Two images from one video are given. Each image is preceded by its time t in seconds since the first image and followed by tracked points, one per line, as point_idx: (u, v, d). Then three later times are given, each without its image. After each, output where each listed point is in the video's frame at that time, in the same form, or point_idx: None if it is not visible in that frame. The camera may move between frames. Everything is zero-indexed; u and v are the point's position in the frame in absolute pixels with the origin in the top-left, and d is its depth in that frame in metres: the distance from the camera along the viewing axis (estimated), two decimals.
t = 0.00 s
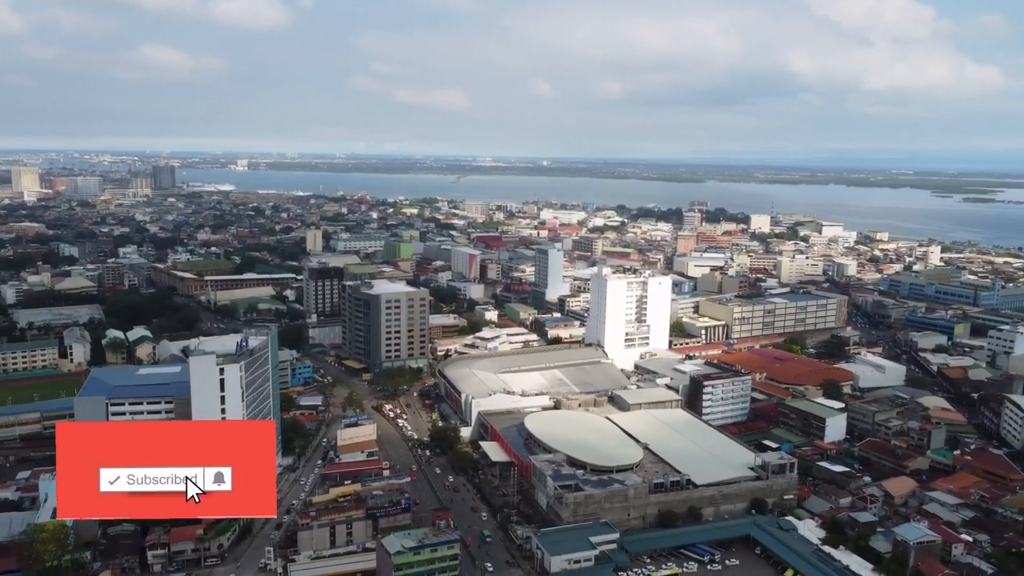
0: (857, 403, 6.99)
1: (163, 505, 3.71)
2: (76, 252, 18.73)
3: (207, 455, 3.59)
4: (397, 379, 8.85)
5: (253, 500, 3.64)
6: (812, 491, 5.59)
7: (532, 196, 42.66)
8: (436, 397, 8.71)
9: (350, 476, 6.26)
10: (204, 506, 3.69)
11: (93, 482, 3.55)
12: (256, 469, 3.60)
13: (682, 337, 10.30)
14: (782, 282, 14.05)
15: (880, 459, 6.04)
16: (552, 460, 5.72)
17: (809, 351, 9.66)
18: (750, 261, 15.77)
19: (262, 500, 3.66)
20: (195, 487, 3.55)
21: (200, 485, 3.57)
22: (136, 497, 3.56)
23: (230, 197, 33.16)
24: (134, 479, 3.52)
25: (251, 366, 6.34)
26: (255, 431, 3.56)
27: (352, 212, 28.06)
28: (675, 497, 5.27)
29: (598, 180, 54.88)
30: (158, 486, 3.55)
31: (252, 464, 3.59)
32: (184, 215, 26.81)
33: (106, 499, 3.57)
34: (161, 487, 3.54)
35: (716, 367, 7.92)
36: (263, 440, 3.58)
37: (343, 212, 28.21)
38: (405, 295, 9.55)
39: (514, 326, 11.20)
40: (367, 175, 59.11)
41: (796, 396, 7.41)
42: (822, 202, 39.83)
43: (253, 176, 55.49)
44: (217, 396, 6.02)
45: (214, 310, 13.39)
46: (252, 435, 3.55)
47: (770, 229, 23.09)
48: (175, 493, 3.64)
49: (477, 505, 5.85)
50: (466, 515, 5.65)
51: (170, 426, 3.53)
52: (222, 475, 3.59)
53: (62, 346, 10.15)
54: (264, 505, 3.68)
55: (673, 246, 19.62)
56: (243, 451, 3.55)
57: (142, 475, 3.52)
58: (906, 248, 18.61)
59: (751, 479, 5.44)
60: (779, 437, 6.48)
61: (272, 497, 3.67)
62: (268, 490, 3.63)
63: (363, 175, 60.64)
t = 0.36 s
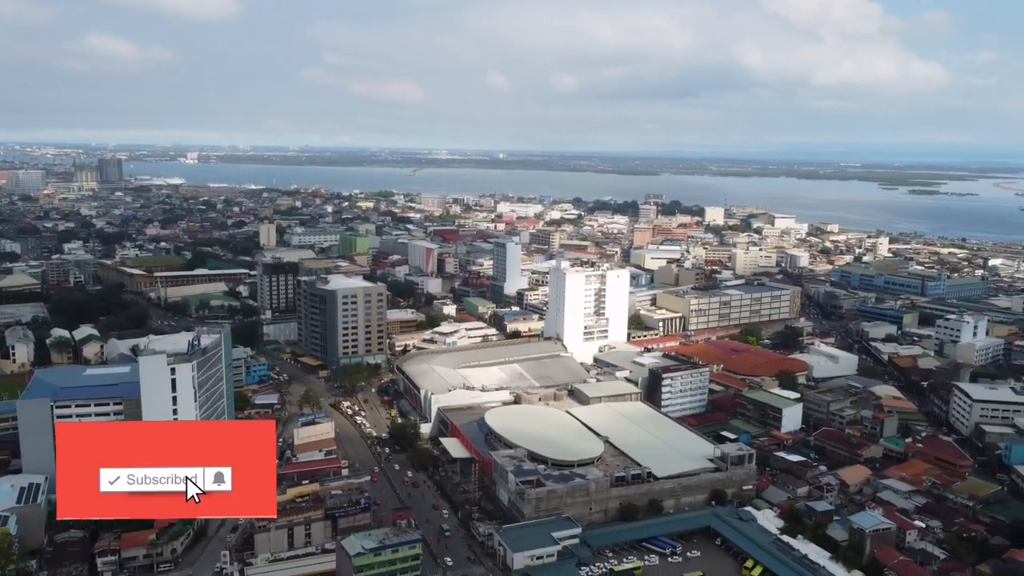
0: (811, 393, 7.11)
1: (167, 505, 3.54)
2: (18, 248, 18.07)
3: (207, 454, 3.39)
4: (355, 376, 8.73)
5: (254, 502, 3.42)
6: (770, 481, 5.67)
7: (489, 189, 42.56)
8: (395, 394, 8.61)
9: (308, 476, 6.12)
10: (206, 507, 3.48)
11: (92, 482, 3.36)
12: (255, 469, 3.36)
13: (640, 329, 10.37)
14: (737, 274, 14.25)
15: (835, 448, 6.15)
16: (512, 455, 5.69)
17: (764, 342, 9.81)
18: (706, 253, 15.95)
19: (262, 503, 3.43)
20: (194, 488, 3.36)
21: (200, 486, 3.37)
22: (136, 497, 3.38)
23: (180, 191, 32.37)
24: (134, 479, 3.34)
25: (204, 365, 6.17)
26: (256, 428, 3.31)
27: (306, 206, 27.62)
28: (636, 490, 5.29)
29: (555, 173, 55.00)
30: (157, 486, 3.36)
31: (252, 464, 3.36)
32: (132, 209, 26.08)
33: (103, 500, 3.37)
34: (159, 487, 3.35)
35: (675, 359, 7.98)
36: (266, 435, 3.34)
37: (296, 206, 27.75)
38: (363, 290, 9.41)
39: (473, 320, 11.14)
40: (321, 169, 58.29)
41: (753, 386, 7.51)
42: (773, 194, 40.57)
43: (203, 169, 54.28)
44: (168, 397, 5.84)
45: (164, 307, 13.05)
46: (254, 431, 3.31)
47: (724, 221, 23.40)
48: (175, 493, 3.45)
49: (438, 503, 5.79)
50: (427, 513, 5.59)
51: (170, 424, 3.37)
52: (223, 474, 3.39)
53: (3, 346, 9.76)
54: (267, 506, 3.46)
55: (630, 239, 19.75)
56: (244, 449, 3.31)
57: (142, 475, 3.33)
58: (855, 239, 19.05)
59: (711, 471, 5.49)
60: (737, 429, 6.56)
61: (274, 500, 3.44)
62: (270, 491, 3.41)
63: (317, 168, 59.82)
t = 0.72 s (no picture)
0: (780, 384, 7.19)
1: (165, 508, 3.49)
2: None
3: (208, 454, 3.38)
4: (323, 371, 8.63)
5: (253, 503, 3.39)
6: (740, 472, 5.72)
7: (458, 182, 42.38)
8: (364, 389, 8.54)
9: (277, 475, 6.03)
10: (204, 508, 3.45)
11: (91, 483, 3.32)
12: (256, 470, 3.36)
13: (610, 322, 10.40)
14: (705, 266, 14.37)
15: (804, 438, 6.23)
16: (485, 451, 5.66)
17: (732, 334, 9.90)
18: (674, 246, 16.05)
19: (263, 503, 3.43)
20: (194, 487, 3.34)
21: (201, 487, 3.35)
22: (137, 498, 3.34)
23: (143, 185, 31.75)
24: (134, 479, 3.30)
25: (168, 363, 6.04)
26: (257, 429, 3.31)
27: (273, 199, 27.25)
28: (608, 483, 5.30)
29: (523, 166, 54.98)
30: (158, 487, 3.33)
31: (253, 465, 3.35)
32: (93, 203, 25.50)
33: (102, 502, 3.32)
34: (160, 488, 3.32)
35: (645, 352, 8.02)
36: (269, 434, 3.36)
37: (262, 199, 27.38)
38: (331, 285, 9.30)
39: (443, 314, 11.09)
40: (288, 162, 57.64)
41: (722, 378, 7.57)
42: (740, 187, 40.92)
43: (166, 163, 53.31)
44: (132, 395, 5.71)
45: (128, 303, 12.78)
46: (257, 429, 3.33)
47: (692, 214, 23.58)
48: (175, 494, 3.42)
49: (409, 499, 5.74)
50: (400, 510, 5.54)
51: (172, 425, 3.38)
52: (223, 473, 3.39)
53: None
54: (266, 506, 3.45)
55: (599, 231, 19.80)
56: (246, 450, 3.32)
57: (143, 475, 3.30)
58: (820, 231, 19.34)
59: (682, 463, 5.52)
60: (707, 420, 6.61)
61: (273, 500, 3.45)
62: (271, 490, 3.41)
63: (282, 161, 59.08)
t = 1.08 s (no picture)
0: (750, 371, 7.26)
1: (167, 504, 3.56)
2: None
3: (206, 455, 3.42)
4: (294, 363, 8.54)
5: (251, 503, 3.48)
6: (712, 459, 5.77)
7: (427, 171, 42.09)
8: (336, 380, 8.46)
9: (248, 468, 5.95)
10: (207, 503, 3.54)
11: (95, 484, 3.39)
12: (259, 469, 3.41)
13: (582, 311, 10.43)
14: (676, 254, 14.46)
15: (774, 424, 6.30)
16: (459, 441, 5.64)
17: (703, 321, 9.97)
18: (645, 234, 16.12)
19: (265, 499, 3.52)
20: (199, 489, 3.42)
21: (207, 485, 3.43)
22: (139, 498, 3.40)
23: (106, 174, 31.11)
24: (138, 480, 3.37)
25: (134, 356, 5.92)
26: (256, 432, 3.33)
27: (240, 189, 26.85)
28: (583, 472, 5.31)
29: (493, 155, 54.82)
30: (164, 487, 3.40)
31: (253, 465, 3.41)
32: (53, 193, 24.91)
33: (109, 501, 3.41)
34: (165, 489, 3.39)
35: (618, 340, 8.05)
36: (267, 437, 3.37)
37: (229, 189, 26.97)
38: (301, 276, 9.18)
39: (415, 304, 11.02)
40: (255, 151, 56.84)
41: (694, 365, 7.63)
42: (709, 175, 41.14)
43: (129, 151, 52.27)
44: (98, 389, 5.59)
45: (92, 296, 12.53)
46: (254, 432, 3.35)
47: (662, 202, 23.68)
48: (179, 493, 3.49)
49: (383, 491, 5.71)
50: (373, 502, 5.50)
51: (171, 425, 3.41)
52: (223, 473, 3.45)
53: None
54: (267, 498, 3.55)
55: (570, 220, 19.81)
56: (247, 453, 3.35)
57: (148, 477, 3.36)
58: (788, 219, 19.55)
59: (656, 450, 5.55)
60: (679, 408, 6.66)
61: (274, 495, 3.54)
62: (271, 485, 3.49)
63: (249, 150, 58.23)
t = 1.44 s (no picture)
0: (721, 357, 7.33)
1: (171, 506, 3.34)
2: None
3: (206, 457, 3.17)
4: (265, 353, 8.45)
5: (257, 499, 3.25)
6: (685, 445, 5.83)
7: (398, 159, 41.82)
8: (308, 370, 8.40)
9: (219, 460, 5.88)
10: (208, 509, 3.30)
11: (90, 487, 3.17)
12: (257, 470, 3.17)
13: (555, 298, 10.44)
14: (647, 241, 14.54)
15: (745, 409, 6.38)
16: (433, 430, 5.63)
17: (674, 308, 10.05)
18: (616, 222, 16.19)
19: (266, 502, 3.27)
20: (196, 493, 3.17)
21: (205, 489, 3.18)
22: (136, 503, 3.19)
23: (68, 162, 30.47)
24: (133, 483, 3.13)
25: (101, 349, 5.81)
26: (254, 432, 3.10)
27: (207, 177, 26.46)
28: (557, 460, 5.33)
29: (463, 142, 54.60)
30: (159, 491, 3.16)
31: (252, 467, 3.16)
32: (14, 182, 24.35)
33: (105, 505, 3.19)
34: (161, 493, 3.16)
35: (590, 327, 8.08)
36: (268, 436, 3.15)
37: (196, 177, 26.56)
38: (271, 266, 9.06)
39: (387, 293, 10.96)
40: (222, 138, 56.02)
41: (666, 351, 7.69)
42: (679, 162, 41.36)
43: (92, 139, 51.24)
44: (63, 382, 5.47)
45: (55, 287, 12.28)
46: (258, 429, 3.12)
47: (633, 189, 23.78)
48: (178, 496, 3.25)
49: (357, 482, 5.67)
50: (347, 493, 5.47)
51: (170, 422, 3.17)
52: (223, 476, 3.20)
53: None
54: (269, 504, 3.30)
55: (542, 208, 19.82)
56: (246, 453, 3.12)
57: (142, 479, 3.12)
58: (757, 206, 19.74)
59: (629, 437, 5.59)
60: (651, 394, 6.71)
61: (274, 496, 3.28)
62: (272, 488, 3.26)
63: (215, 138, 57.37)
